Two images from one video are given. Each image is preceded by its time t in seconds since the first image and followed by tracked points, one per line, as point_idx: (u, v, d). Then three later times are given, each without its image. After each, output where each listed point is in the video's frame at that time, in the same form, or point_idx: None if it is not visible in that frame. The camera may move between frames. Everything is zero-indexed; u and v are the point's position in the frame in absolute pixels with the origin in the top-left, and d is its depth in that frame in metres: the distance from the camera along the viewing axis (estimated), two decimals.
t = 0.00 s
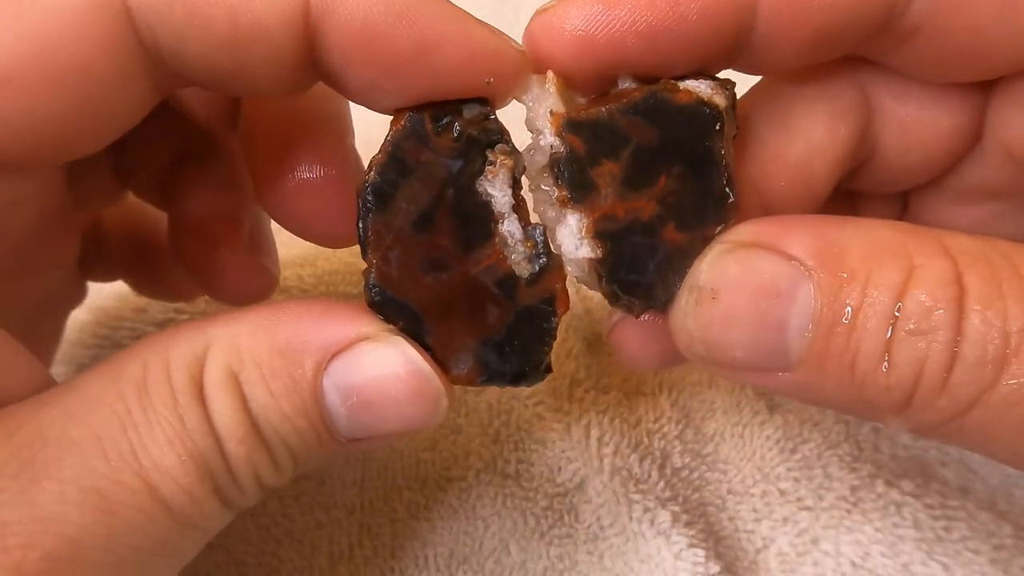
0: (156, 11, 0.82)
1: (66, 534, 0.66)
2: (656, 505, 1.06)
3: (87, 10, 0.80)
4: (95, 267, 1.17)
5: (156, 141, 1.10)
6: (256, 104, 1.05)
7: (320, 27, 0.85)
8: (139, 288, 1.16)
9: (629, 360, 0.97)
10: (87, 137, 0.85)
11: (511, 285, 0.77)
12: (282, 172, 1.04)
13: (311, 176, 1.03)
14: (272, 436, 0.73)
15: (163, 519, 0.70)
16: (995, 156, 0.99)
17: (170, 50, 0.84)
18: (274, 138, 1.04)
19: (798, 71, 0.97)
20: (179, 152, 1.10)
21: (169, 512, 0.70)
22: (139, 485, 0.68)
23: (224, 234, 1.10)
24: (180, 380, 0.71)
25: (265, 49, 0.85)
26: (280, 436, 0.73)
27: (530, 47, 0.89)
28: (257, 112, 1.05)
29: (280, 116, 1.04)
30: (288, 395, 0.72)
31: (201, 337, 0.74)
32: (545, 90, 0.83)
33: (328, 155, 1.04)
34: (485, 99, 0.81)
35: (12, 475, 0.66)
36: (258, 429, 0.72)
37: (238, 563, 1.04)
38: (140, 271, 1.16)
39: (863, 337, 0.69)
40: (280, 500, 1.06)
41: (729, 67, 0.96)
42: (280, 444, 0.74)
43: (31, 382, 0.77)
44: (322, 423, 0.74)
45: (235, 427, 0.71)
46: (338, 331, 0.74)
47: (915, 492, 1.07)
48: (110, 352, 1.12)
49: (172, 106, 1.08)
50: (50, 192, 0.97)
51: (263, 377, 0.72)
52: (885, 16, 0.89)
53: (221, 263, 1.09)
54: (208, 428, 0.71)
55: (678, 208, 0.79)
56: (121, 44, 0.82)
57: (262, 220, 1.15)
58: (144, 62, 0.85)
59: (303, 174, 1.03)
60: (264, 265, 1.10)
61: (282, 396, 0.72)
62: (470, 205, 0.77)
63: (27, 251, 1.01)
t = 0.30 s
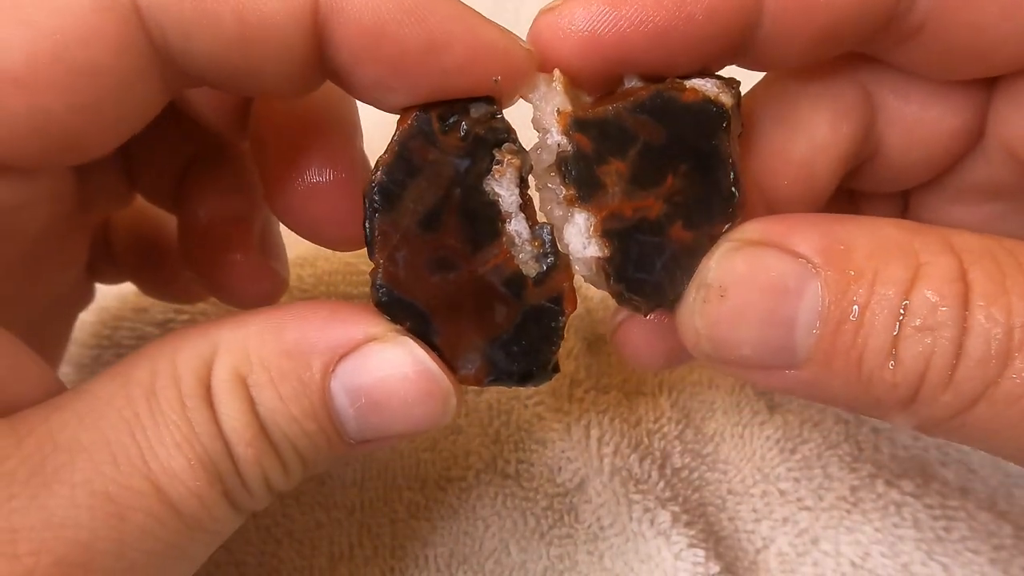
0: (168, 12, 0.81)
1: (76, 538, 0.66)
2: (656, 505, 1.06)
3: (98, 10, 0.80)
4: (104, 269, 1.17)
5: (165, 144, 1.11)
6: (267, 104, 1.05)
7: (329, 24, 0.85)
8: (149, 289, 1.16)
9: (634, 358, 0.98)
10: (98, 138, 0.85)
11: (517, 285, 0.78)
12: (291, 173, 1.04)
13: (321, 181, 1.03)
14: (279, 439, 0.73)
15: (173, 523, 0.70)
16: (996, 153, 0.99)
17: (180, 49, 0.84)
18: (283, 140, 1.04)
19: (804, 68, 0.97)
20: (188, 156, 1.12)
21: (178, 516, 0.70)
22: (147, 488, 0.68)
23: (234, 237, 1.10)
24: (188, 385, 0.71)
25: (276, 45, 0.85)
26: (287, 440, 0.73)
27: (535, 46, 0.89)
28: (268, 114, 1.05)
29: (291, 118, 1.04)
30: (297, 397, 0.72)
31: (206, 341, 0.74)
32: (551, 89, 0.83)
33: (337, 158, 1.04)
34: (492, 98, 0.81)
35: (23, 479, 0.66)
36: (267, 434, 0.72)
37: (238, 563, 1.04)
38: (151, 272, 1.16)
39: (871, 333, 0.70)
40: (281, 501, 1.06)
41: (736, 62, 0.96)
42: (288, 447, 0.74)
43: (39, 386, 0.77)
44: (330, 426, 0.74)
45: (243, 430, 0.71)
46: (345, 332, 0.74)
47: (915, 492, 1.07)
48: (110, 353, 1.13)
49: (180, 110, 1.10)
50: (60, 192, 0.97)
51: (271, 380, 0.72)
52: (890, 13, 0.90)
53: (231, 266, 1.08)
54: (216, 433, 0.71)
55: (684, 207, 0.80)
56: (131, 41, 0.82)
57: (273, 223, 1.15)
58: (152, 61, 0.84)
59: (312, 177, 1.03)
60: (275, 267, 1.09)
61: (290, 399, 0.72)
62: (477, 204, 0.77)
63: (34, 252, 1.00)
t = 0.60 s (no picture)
0: (189, 32, 0.83)
1: (91, 537, 0.67)
2: (656, 505, 1.08)
3: (120, 24, 0.81)
4: (107, 277, 1.18)
5: (172, 158, 1.12)
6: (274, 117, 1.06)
7: (337, 41, 0.86)
8: (151, 296, 1.17)
9: (633, 367, 1.00)
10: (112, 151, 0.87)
11: (515, 292, 0.79)
12: (295, 184, 1.05)
13: (324, 191, 1.05)
14: (289, 447, 0.75)
15: (185, 523, 0.71)
16: (986, 160, 1.00)
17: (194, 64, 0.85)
18: (287, 151, 1.05)
19: (788, 80, 0.98)
20: (193, 170, 1.13)
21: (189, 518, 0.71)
22: (159, 490, 0.70)
23: (239, 248, 1.11)
24: (200, 389, 0.72)
25: (287, 61, 0.86)
26: (294, 445, 0.75)
27: (531, 62, 0.90)
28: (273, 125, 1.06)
29: (297, 130, 1.05)
30: (304, 401, 0.73)
31: (216, 347, 0.75)
32: (546, 101, 0.85)
33: (340, 170, 1.05)
34: (491, 112, 0.83)
35: (41, 479, 0.68)
36: (276, 439, 0.74)
37: (239, 563, 1.05)
38: (154, 280, 1.17)
39: (860, 339, 0.71)
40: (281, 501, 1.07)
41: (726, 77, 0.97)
42: (296, 450, 0.75)
43: (49, 391, 0.78)
44: (336, 430, 0.75)
45: (251, 433, 0.73)
46: (349, 338, 0.75)
47: (915, 492, 1.08)
48: (110, 354, 1.15)
49: (188, 124, 1.10)
50: (72, 207, 0.99)
51: (279, 386, 0.73)
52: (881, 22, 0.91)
53: (235, 275, 1.10)
54: (228, 438, 0.72)
55: (678, 214, 0.81)
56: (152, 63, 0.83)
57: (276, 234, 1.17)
58: (168, 76, 0.86)
59: (314, 188, 1.05)
60: (277, 276, 1.11)
61: (298, 403, 0.73)
62: (476, 214, 0.79)
63: (48, 258, 1.02)
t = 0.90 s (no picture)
0: (151, 33, 0.83)
1: (63, 564, 0.67)
2: (656, 505, 1.07)
3: (80, 29, 0.81)
4: (88, 275, 1.18)
5: (146, 158, 1.12)
6: (252, 119, 1.05)
7: (313, 42, 0.86)
8: (134, 297, 1.17)
9: (629, 367, 0.99)
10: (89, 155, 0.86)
11: (511, 295, 0.78)
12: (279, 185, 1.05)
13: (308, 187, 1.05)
14: (269, 455, 0.74)
15: (162, 544, 0.71)
16: (985, 158, 1.00)
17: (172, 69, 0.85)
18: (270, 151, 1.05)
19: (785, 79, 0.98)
20: (170, 166, 1.12)
21: (168, 537, 0.71)
22: (134, 511, 0.69)
23: (220, 247, 1.11)
24: (176, 403, 0.72)
25: (261, 61, 0.86)
26: (275, 455, 0.74)
27: (525, 59, 0.89)
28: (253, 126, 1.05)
29: (279, 130, 1.04)
30: (287, 412, 0.73)
31: (196, 358, 0.75)
32: (540, 100, 0.84)
33: (323, 167, 1.05)
34: (483, 111, 0.82)
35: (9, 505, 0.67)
36: (258, 451, 0.73)
37: (239, 563, 1.05)
38: (136, 280, 1.17)
39: (862, 339, 0.70)
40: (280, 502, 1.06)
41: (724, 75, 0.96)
42: (278, 462, 0.75)
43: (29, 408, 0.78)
44: (321, 440, 0.74)
45: (232, 447, 0.72)
46: (335, 346, 0.74)
47: (915, 492, 1.07)
48: (111, 354, 1.14)
49: (165, 121, 1.10)
50: (42, 207, 0.99)
51: (260, 397, 0.73)
52: (876, 20, 0.90)
53: (217, 273, 1.10)
54: (207, 450, 0.72)
55: (673, 216, 0.80)
56: (117, 66, 0.84)
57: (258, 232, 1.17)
58: (138, 84, 0.87)
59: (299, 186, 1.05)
60: (261, 274, 1.11)
61: (280, 414, 0.73)
62: (470, 214, 0.78)
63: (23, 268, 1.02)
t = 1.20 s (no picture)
0: (148, 35, 0.81)
1: None
2: (656, 505, 1.04)
3: (66, 30, 0.78)
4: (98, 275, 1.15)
5: (153, 159, 1.09)
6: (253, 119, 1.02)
7: (315, 37, 0.83)
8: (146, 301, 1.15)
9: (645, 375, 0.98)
10: (79, 158, 0.84)
11: (521, 300, 0.76)
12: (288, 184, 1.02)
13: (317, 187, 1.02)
14: (267, 469, 0.71)
15: (153, 561, 0.68)
16: (1014, 152, 0.97)
17: (165, 70, 0.83)
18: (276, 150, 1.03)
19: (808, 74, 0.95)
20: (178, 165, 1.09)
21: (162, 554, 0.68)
22: (124, 528, 0.66)
23: (225, 249, 1.08)
24: (171, 413, 0.69)
25: (261, 60, 0.84)
26: (275, 468, 0.71)
27: (537, 52, 0.87)
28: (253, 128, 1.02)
29: (281, 127, 1.02)
30: (286, 424, 0.70)
31: (193, 366, 0.72)
32: (556, 97, 0.81)
33: (331, 165, 1.02)
34: (492, 108, 0.79)
35: None
36: (256, 465, 0.71)
37: (238, 563, 1.02)
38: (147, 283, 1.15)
39: (896, 349, 0.67)
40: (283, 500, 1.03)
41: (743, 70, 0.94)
42: (279, 477, 0.72)
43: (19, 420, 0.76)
44: (322, 452, 0.72)
45: (228, 459, 0.70)
46: (337, 354, 0.72)
47: (915, 492, 1.04)
48: (110, 356, 1.12)
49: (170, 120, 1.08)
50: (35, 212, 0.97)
51: (258, 407, 0.70)
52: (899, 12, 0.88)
53: (226, 275, 1.07)
54: (201, 463, 0.69)
55: (694, 220, 0.78)
56: (105, 65, 0.81)
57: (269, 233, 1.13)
58: (129, 81, 0.84)
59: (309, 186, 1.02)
60: (269, 277, 1.08)
61: (278, 425, 0.70)
62: (477, 216, 0.75)
63: (21, 274, 0.99)
